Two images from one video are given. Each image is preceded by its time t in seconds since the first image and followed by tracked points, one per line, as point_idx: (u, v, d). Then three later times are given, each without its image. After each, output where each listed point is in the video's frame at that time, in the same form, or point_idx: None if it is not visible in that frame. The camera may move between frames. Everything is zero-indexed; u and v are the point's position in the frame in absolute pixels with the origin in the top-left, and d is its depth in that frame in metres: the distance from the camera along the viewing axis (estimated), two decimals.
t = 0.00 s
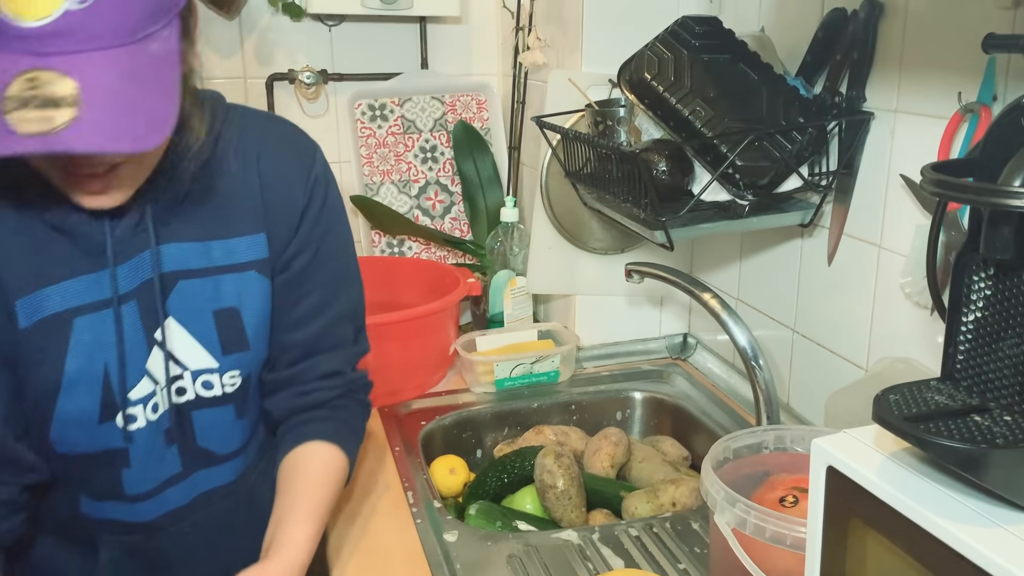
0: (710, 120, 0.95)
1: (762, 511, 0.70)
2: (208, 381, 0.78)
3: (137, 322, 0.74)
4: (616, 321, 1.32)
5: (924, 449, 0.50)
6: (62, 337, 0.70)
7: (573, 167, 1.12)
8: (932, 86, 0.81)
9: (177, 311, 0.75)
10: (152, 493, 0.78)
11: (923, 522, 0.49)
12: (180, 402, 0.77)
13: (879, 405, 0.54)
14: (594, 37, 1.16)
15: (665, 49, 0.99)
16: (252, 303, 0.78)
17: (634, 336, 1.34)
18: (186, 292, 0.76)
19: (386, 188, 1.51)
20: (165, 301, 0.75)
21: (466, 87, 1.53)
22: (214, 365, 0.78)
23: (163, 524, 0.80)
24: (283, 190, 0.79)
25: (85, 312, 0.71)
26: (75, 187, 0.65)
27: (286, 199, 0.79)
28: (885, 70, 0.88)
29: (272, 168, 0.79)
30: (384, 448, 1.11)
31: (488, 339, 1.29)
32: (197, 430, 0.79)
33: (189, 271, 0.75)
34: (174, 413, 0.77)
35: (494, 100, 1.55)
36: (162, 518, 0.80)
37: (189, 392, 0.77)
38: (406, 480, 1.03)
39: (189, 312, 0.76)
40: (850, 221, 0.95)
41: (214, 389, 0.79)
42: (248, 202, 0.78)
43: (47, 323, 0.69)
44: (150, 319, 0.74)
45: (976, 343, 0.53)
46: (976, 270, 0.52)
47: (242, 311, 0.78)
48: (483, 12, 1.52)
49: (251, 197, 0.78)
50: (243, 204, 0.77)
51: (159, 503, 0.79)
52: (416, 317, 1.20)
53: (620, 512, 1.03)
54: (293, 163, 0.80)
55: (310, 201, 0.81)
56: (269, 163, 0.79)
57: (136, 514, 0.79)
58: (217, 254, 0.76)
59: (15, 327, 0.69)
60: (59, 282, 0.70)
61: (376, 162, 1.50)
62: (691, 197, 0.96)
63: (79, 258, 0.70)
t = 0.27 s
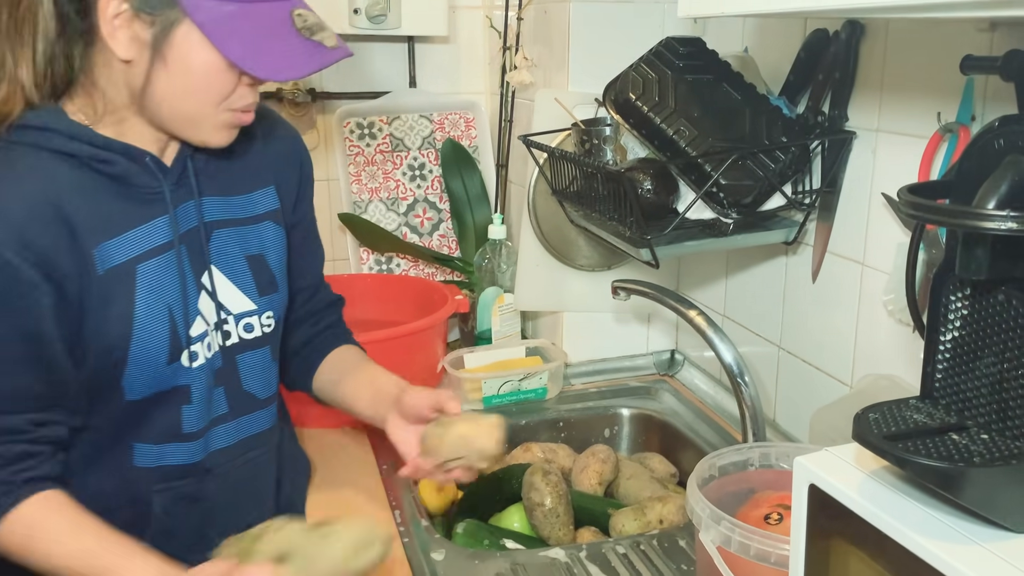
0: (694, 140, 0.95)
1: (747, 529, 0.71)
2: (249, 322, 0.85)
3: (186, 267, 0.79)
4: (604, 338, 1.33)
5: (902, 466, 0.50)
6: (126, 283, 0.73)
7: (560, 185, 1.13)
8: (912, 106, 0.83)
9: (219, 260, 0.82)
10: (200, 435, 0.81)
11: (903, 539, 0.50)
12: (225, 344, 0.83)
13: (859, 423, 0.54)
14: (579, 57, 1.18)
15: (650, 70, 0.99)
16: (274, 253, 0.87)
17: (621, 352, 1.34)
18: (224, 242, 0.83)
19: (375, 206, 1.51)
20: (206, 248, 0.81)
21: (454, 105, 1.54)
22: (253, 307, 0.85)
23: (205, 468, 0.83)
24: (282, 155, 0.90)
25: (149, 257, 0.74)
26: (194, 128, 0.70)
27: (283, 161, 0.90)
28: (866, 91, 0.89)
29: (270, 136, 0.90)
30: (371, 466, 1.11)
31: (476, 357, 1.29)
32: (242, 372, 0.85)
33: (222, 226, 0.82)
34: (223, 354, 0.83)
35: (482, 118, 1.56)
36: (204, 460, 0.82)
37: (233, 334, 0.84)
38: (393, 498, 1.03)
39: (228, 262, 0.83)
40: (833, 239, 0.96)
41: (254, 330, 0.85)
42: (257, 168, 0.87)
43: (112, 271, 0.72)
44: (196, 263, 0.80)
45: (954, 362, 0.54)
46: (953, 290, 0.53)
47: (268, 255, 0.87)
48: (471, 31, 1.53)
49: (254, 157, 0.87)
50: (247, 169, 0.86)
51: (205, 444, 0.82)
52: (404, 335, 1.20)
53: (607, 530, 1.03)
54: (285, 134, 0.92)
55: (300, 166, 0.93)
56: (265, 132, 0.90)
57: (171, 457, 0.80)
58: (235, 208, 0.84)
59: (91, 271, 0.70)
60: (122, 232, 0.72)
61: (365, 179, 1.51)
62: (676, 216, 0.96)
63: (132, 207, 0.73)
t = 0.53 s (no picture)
0: (690, 147, 0.94)
1: (742, 537, 0.70)
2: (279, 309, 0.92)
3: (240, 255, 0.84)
4: (599, 345, 1.32)
5: (898, 476, 0.50)
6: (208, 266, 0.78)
7: (555, 192, 1.12)
8: (908, 115, 0.83)
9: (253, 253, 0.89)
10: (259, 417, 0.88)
11: (899, 549, 0.49)
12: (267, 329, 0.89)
13: (855, 432, 0.54)
14: (576, 63, 1.18)
15: (646, 77, 0.98)
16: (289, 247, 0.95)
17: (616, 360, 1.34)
18: (252, 236, 0.90)
19: (370, 211, 1.51)
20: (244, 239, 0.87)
21: (450, 112, 1.54)
22: (280, 294, 0.91)
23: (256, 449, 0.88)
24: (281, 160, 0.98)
25: (220, 243, 0.80)
26: (227, 122, 0.74)
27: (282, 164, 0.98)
28: (862, 99, 0.89)
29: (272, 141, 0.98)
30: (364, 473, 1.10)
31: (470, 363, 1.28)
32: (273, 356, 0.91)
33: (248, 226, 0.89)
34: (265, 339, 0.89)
35: (478, 124, 1.56)
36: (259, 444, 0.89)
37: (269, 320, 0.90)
38: (387, 505, 1.02)
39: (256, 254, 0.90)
40: (829, 247, 0.96)
41: (282, 318, 0.92)
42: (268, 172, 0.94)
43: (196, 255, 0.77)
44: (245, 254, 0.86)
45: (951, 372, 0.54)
46: (950, 299, 0.52)
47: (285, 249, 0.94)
48: (468, 37, 1.53)
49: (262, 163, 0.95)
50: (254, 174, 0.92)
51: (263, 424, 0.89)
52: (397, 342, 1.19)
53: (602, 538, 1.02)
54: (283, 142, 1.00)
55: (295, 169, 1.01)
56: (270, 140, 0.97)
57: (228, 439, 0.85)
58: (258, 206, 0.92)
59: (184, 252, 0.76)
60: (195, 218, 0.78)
61: (360, 185, 1.50)
62: (671, 223, 0.96)
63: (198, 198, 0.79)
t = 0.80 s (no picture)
0: (692, 151, 0.94)
1: (742, 543, 0.70)
2: (280, 341, 0.80)
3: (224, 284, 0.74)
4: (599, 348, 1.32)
5: (900, 484, 0.50)
6: (169, 306, 0.69)
7: (557, 194, 1.12)
8: (910, 120, 0.83)
9: (256, 277, 0.78)
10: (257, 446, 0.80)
11: (899, 557, 0.49)
12: (257, 362, 0.78)
13: (856, 439, 0.54)
14: (578, 66, 1.17)
15: (648, 80, 0.99)
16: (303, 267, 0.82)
17: (616, 363, 1.34)
18: (254, 259, 0.78)
19: (371, 213, 1.51)
20: (240, 267, 0.76)
21: (451, 113, 1.54)
22: (282, 323, 0.80)
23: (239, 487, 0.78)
24: (317, 165, 0.88)
25: (186, 276, 0.70)
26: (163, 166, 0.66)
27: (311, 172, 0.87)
28: (864, 104, 0.89)
29: (303, 150, 0.87)
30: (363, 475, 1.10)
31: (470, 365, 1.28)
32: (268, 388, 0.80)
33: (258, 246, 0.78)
34: (253, 373, 0.78)
35: (479, 126, 1.56)
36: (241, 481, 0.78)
37: (265, 350, 0.79)
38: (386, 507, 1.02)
39: (262, 281, 0.78)
40: (830, 252, 0.96)
41: (285, 347, 0.80)
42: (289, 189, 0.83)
43: (151, 293, 0.68)
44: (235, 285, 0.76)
45: (953, 379, 0.54)
46: (952, 307, 0.52)
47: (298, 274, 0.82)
48: (469, 39, 1.53)
49: (288, 166, 0.84)
50: (279, 178, 0.82)
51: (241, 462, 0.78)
52: (397, 344, 1.19)
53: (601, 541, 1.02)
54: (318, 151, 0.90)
55: (327, 181, 0.89)
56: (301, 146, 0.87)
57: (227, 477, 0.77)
58: (265, 225, 0.79)
59: (130, 296, 0.66)
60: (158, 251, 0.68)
61: (361, 186, 1.50)
62: (673, 226, 0.96)
63: (177, 228, 0.70)
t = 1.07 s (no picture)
0: (695, 151, 0.93)
1: (743, 544, 0.70)
2: (188, 463, 0.70)
3: (107, 415, 0.66)
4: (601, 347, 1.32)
5: (902, 487, 0.50)
6: (26, 426, 0.64)
7: (559, 193, 1.12)
8: (914, 121, 0.83)
9: (162, 399, 0.68)
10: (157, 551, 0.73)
11: (901, 560, 0.49)
12: (165, 481, 0.70)
13: (859, 442, 0.54)
14: (581, 65, 1.17)
15: (652, 80, 0.98)
16: (237, 395, 0.68)
17: (617, 362, 1.34)
18: (166, 379, 0.67)
19: (373, 211, 1.51)
20: (150, 392, 0.67)
21: (454, 111, 1.54)
22: (191, 450, 0.69)
23: None
24: (275, 266, 0.66)
25: (54, 395, 0.64)
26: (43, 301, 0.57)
27: (275, 288, 0.67)
28: (868, 105, 0.89)
29: (270, 240, 0.66)
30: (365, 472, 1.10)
31: (472, 363, 1.28)
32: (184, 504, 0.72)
33: (173, 366, 0.67)
34: (157, 489, 0.70)
35: (482, 124, 1.56)
36: None
37: (175, 473, 0.70)
38: (387, 505, 1.02)
39: (176, 403, 0.68)
40: (834, 253, 0.95)
41: (195, 474, 0.70)
42: (234, 263, 0.66)
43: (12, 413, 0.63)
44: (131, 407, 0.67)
45: (956, 382, 0.54)
46: (956, 309, 0.53)
47: (229, 401, 0.68)
48: (473, 37, 1.53)
49: (239, 257, 0.66)
50: (224, 281, 0.66)
51: (137, 569, 0.73)
52: (398, 342, 1.19)
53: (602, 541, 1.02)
54: (289, 253, 0.66)
55: (315, 284, 0.67)
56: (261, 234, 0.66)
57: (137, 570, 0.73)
58: (185, 347, 0.67)
59: None
60: (43, 373, 0.63)
61: (364, 184, 1.50)
62: (676, 226, 0.96)
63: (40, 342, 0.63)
